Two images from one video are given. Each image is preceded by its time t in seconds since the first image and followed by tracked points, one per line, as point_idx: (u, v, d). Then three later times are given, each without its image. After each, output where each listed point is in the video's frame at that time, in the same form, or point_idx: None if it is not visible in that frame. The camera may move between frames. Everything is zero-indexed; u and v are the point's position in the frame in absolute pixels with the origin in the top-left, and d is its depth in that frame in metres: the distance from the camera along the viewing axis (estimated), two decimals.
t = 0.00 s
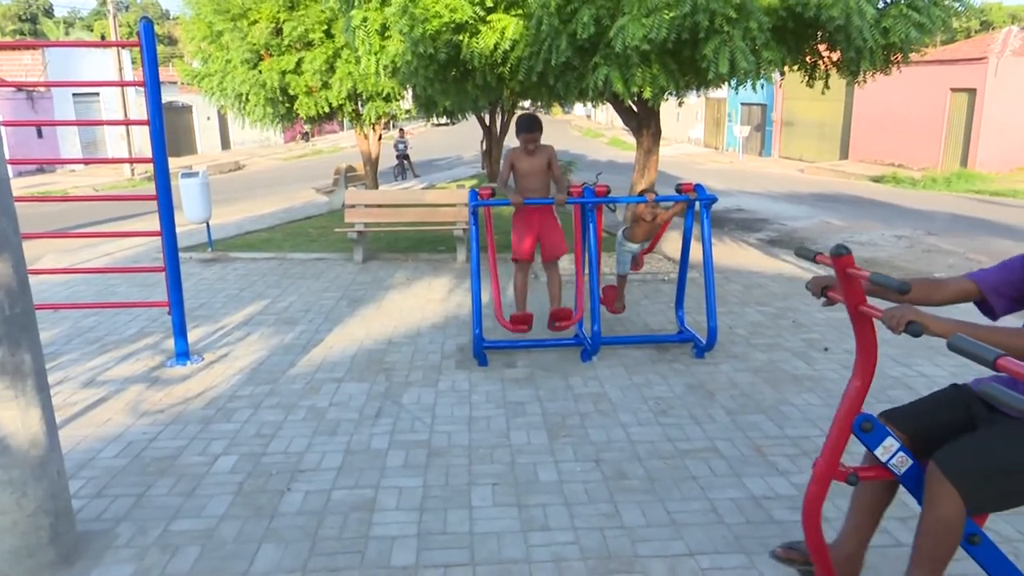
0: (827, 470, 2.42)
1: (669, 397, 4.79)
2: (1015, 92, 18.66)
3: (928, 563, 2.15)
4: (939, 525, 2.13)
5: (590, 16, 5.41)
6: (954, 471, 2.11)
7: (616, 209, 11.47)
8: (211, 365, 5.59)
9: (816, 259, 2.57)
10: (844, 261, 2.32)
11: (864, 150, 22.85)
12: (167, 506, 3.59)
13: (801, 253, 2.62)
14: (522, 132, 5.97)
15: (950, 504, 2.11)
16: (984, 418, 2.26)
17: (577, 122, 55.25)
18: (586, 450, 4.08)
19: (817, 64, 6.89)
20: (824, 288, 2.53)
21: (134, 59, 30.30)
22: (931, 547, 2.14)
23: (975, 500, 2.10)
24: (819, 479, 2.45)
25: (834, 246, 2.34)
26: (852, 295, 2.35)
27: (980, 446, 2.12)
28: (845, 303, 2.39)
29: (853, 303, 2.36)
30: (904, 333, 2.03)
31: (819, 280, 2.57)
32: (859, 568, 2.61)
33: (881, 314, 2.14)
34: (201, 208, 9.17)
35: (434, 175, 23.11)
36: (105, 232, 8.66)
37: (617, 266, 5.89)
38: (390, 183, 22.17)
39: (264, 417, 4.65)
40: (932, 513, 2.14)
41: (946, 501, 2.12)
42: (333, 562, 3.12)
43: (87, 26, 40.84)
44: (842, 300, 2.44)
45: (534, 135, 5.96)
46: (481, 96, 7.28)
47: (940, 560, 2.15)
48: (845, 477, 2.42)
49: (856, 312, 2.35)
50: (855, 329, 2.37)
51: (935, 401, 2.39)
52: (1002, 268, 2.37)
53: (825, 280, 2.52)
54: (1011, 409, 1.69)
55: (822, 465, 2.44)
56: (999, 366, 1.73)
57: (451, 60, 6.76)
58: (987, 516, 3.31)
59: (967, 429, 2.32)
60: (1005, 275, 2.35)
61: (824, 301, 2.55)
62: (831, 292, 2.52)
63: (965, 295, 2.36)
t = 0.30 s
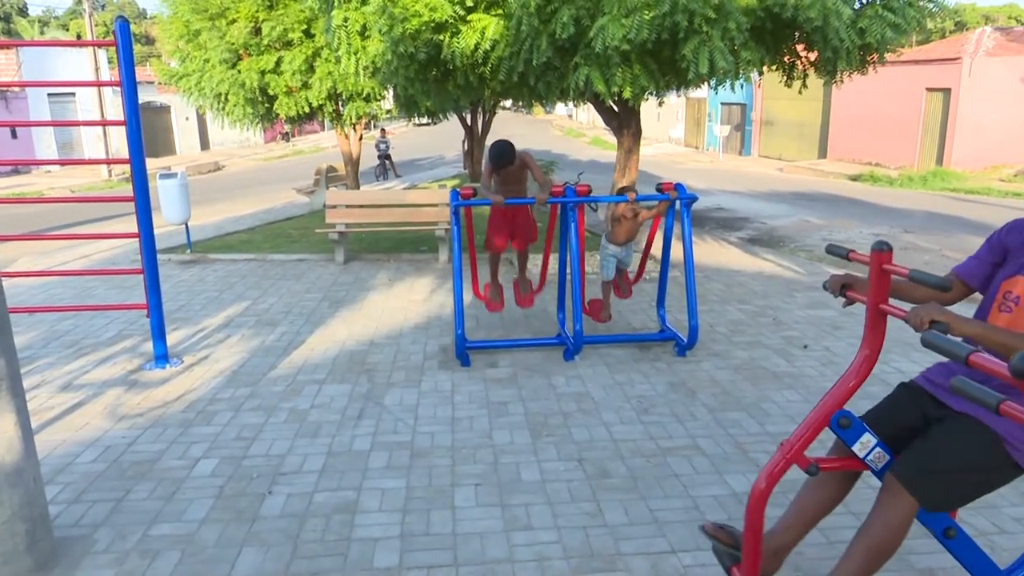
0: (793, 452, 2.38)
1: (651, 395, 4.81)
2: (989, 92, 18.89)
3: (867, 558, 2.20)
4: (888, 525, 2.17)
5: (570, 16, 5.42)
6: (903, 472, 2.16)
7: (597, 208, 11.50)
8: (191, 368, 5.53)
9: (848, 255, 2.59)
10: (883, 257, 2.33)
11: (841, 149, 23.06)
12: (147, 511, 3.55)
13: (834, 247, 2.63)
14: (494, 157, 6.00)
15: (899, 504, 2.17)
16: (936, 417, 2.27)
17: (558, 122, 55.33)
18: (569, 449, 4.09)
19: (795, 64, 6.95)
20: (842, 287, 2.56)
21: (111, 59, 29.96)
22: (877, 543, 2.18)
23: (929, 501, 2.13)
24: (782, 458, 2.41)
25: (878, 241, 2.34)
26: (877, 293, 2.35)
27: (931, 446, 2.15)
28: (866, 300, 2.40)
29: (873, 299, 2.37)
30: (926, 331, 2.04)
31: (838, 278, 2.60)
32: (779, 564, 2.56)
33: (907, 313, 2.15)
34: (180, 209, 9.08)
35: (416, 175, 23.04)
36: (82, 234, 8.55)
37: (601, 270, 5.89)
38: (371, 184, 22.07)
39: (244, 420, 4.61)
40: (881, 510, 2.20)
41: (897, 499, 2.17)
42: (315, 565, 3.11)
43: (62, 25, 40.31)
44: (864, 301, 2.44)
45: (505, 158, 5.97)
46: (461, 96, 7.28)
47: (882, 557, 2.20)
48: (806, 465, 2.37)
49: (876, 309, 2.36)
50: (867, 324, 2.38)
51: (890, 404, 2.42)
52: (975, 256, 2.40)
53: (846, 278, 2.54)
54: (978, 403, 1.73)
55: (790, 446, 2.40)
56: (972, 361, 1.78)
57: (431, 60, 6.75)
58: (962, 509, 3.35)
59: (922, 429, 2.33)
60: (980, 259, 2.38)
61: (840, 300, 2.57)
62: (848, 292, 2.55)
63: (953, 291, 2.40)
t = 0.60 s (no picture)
0: (781, 447, 2.37)
1: (640, 392, 4.82)
2: (974, 89, 19.02)
3: (856, 556, 2.20)
4: (877, 525, 2.18)
5: (557, 15, 5.42)
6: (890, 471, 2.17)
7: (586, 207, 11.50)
8: (179, 370, 5.51)
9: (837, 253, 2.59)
10: (872, 253, 2.32)
11: (828, 146, 23.18)
12: (135, 513, 3.53)
13: (823, 246, 2.63)
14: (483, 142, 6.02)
15: (888, 504, 2.17)
16: (920, 413, 2.28)
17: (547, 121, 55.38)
18: (559, 447, 4.09)
19: (781, 62, 6.97)
20: (831, 287, 2.56)
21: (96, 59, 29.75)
22: (864, 542, 2.19)
23: (917, 501, 2.14)
24: (768, 455, 2.40)
25: (863, 238, 2.32)
26: (866, 288, 2.34)
27: (917, 447, 2.15)
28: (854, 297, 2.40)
29: (862, 296, 2.36)
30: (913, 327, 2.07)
31: (825, 277, 2.59)
32: (766, 559, 2.56)
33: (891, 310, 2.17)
34: (167, 210, 9.03)
35: (405, 174, 23.02)
36: (68, 236, 8.49)
37: (606, 279, 5.76)
38: (360, 184, 22.03)
39: (233, 421, 4.59)
40: (870, 510, 2.20)
41: (886, 499, 2.18)
42: (306, 566, 3.10)
43: (46, 25, 39.99)
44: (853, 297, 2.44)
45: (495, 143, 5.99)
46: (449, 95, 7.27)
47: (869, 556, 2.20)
48: (793, 460, 2.37)
49: (865, 306, 2.36)
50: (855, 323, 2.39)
51: (878, 403, 2.41)
52: (948, 258, 2.43)
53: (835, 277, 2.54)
54: (962, 397, 1.71)
55: (778, 441, 2.40)
56: (956, 355, 1.77)
57: (419, 59, 6.74)
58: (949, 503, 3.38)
59: (908, 426, 2.34)
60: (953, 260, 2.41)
61: (832, 298, 2.57)
62: (839, 290, 2.55)
63: (932, 291, 2.43)
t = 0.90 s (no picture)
0: (779, 454, 2.38)
1: (629, 392, 4.83)
2: (958, 89, 19.17)
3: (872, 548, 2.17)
4: (884, 518, 2.15)
5: (544, 15, 5.42)
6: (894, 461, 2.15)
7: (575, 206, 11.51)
8: (166, 371, 5.47)
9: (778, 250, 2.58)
10: (804, 252, 2.33)
11: (815, 145, 23.31)
12: (121, 516, 3.51)
13: (765, 245, 2.63)
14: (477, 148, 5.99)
15: (892, 491, 2.14)
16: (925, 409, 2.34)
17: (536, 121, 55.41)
18: (548, 447, 4.10)
19: (767, 62, 7.01)
20: (784, 282, 2.56)
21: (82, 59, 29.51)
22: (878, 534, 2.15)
23: (918, 489, 2.13)
24: (769, 466, 2.40)
25: (795, 238, 2.34)
26: (810, 286, 2.38)
27: (918, 438, 2.16)
28: (802, 294, 2.42)
29: (809, 293, 2.38)
30: (860, 324, 2.10)
31: (778, 274, 2.60)
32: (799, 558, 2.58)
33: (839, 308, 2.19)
34: (153, 210, 8.97)
35: (394, 174, 22.96)
36: (53, 237, 8.42)
37: (600, 264, 5.76)
38: (349, 183, 21.96)
39: (221, 422, 4.57)
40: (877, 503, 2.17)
41: (891, 491, 2.14)
42: (293, 567, 3.09)
43: (30, 24, 39.64)
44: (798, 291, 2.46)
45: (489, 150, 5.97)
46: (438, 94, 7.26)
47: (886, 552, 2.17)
48: (794, 464, 2.38)
49: (812, 302, 2.38)
50: (811, 319, 2.41)
51: (883, 391, 2.46)
52: (919, 273, 2.47)
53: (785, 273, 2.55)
54: (944, 395, 1.71)
55: (774, 451, 2.40)
56: (936, 353, 1.74)
57: (407, 58, 6.72)
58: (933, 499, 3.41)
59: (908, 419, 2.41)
60: (928, 277, 2.45)
61: (783, 294, 2.58)
62: (790, 285, 2.56)
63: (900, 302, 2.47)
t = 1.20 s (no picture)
0: (778, 456, 2.44)
1: (618, 389, 4.84)
2: (942, 87, 19.31)
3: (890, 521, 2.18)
4: (894, 496, 2.16)
5: (532, 13, 5.42)
6: (900, 438, 2.15)
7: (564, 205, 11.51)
8: (154, 372, 5.44)
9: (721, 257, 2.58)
10: (745, 263, 2.36)
11: (802, 144, 23.43)
12: (108, 517, 3.49)
13: (709, 253, 2.62)
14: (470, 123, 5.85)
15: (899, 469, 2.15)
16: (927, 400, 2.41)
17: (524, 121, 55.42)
18: (537, 445, 4.10)
19: (754, 60, 7.03)
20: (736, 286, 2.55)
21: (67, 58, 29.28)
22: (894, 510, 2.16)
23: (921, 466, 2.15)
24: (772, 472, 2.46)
25: (732, 250, 2.36)
26: (760, 293, 2.39)
27: (924, 421, 2.19)
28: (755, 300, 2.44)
29: (761, 299, 2.41)
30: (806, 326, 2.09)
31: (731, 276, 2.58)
32: (835, 538, 2.68)
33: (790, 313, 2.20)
34: (140, 210, 8.91)
35: (383, 173, 22.91)
36: (38, 237, 8.35)
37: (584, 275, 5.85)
38: (338, 182, 21.89)
39: (209, 423, 4.55)
40: (886, 481, 2.17)
41: (899, 471, 2.15)
42: (282, 567, 3.08)
43: (14, 23, 39.31)
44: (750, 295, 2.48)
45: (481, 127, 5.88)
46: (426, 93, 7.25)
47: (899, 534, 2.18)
48: (796, 462, 2.45)
49: (766, 308, 2.41)
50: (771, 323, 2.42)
51: (879, 385, 2.52)
52: (897, 285, 2.52)
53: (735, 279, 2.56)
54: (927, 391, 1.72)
55: (773, 456, 2.46)
56: (919, 348, 1.75)
57: (394, 57, 6.71)
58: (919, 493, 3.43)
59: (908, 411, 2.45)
60: (905, 293, 2.50)
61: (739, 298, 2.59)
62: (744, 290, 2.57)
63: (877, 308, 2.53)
